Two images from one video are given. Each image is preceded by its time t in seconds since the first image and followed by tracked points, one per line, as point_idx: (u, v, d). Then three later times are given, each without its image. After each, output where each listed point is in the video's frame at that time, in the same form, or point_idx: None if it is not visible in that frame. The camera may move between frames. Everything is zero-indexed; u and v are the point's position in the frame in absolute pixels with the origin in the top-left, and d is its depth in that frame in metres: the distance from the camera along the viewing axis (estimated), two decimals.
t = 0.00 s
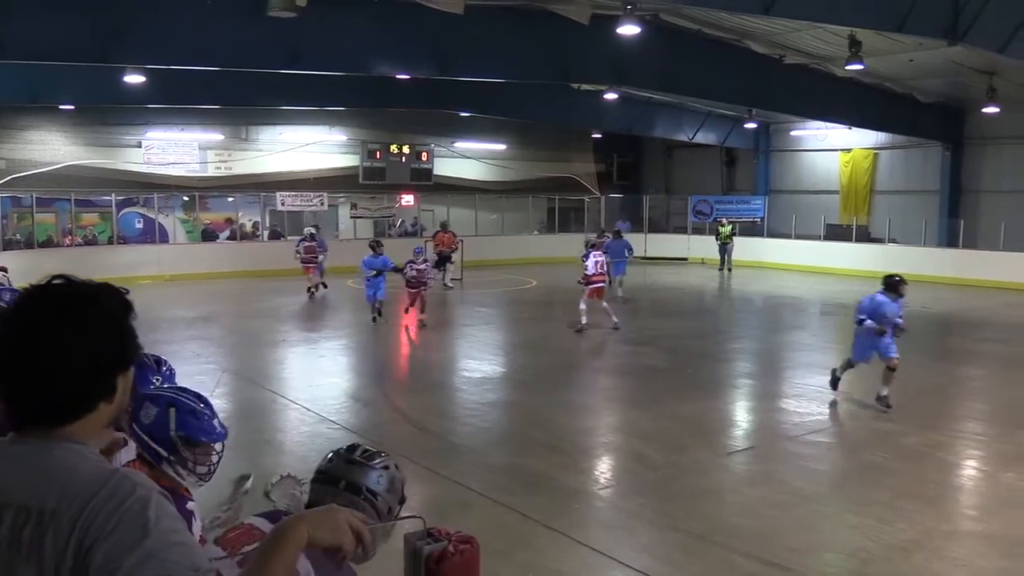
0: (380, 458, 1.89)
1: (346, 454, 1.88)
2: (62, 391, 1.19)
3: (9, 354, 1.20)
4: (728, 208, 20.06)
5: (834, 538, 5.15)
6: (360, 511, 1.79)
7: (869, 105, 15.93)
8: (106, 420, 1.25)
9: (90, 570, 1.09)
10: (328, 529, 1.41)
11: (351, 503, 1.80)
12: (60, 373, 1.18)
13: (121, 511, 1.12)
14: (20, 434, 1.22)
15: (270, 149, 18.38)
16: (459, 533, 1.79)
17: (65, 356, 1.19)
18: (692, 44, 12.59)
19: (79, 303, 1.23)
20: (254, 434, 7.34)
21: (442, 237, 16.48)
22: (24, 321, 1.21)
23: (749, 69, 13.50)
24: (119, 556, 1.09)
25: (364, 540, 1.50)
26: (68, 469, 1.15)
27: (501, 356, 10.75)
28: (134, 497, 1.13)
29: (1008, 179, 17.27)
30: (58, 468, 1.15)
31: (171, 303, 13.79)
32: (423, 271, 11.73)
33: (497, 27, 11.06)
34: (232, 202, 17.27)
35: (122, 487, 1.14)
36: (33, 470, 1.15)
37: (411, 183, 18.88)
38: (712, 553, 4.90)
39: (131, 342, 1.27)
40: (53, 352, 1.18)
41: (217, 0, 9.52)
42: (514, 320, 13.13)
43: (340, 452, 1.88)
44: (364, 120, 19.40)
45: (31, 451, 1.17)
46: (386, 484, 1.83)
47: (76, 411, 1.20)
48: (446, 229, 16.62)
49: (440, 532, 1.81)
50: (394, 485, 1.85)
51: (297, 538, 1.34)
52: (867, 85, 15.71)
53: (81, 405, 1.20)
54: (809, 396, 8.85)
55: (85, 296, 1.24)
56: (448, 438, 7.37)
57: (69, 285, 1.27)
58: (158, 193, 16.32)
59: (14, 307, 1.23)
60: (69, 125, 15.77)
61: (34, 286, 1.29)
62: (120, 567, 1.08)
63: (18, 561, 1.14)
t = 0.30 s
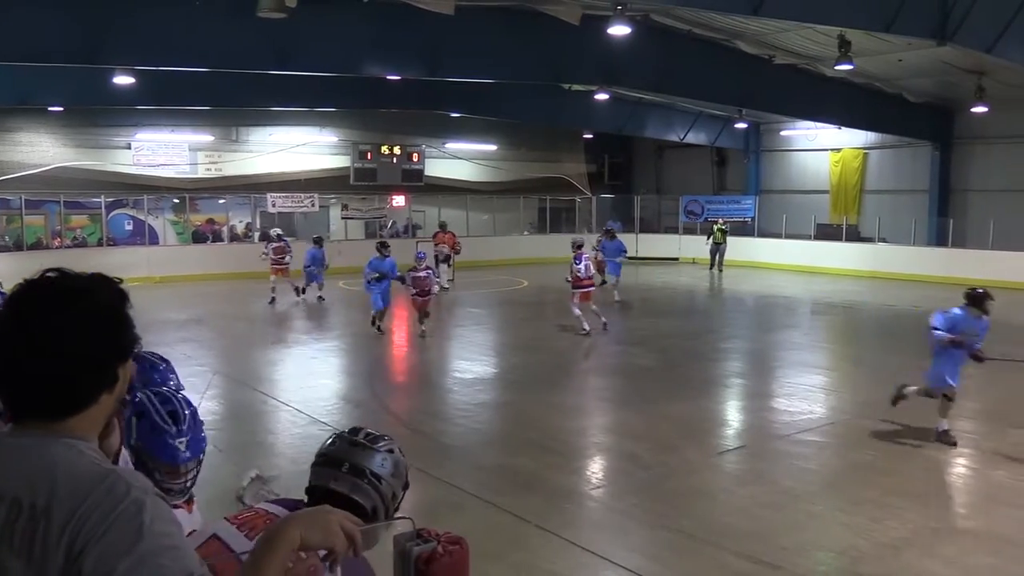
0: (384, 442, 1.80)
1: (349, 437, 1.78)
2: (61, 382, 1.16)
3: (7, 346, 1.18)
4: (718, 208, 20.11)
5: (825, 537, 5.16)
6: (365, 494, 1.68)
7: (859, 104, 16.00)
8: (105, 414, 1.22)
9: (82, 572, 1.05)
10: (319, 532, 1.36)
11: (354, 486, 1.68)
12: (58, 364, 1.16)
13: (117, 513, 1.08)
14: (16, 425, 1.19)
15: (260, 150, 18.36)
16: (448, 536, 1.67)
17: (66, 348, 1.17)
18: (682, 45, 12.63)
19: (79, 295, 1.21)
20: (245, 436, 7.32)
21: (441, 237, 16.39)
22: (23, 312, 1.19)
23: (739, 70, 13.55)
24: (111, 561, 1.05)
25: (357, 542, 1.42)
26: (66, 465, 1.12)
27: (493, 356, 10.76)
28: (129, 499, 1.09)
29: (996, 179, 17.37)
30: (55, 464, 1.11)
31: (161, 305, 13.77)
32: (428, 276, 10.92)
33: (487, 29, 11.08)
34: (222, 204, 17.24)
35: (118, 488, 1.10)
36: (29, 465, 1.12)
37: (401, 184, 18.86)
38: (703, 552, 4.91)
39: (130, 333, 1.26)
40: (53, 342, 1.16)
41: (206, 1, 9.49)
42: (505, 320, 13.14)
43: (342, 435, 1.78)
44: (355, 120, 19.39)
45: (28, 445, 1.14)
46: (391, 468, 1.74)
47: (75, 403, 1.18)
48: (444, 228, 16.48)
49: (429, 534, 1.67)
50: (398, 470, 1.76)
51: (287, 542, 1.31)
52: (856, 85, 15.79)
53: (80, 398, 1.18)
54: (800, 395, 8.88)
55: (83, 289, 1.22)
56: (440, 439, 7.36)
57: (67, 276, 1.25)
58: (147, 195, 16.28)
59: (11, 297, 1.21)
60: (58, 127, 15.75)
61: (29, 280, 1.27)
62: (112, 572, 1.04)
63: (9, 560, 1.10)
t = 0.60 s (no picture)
0: (377, 427, 1.76)
1: (340, 425, 1.74)
2: (61, 380, 1.15)
3: (7, 343, 1.16)
4: (713, 208, 20.14)
5: (818, 536, 5.17)
6: (362, 486, 1.67)
7: (852, 104, 16.02)
8: (102, 413, 1.21)
9: (77, 572, 1.03)
10: (312, 533, 1.34)
11: (351, 479, 1.67)
12: (58, 362, 1.14)
13: (114, 512, 1.06)
14: (14, 424, 1.17)
15: (254, 152, 18.38)
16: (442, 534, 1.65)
17: (66, 347, 1.15)
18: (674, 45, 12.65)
19: (80, 293, 1.19)
20: (239, 438, 7.31)
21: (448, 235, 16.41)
22: (25, 310, 1.17)
23: (732, 70, 13.56)
24: (108, 560, 1.03)
25: (350, 543, 1.41)
26: (62, 465, 1.10)
27: (486, 357, 10.76)
28: (127, 499, 1.07)
29: (990, 179, 17.40)
30: (52, 463, 1.10)
31: (153, 306, 13.75)
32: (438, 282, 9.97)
33: (480, 29, 11.07)
34: (216, 205, 17.36)
35: (114, 488, 1.08)
36: (26, 464, 1.10)
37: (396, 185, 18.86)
38: (696, 552, 4.92)
39: (129, 332, 1.24)
40: (54, 341, 1.15)
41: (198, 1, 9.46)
42: (499, 321, 13.15)
43: (334, 423, 1.74)
44: (350, 122, 19.39)
45: (26, 444, 1.12)
46: (386, 456, 1.72)
47: (74, 401, 1.16)
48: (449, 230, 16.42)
49: (423, 533, 1.67)
50: (393, 455, 1.74)
51: (279, 545, 1.30)
52: (849, 85, 15.80)
53: (79, 395, 1.16)
54: (793, 395, 8.89)
55: (85, 287, 1.20)
56: (434, 440, 7.35)
57: (69, 275, 1.23)
58: (141, 197, 16.30)
59: (11, 294, 1.19)
60: (50, 129, 15.76)
61: (30, 278, 1.25)
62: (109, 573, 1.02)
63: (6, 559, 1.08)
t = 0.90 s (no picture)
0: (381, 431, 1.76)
1: (345, 431, 1.74)
2: (57, 381, 1.14)
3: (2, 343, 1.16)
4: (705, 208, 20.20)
5: (811, 536, 5.18)
6: (367, 493, 1.70)
7: (844, 105, 16.07)
8: (95, 415, 1.20)
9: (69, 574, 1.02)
10: (302, 537, 1.34)
11: (356, 486, 1.70)
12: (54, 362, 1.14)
13: (107, 513, 1.06)
14: (7, 425, 1.17)
15: (247, 152, 18.34)
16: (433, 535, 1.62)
17: (62, 349, 1.15)
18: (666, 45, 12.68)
19: (77, 295, 1.19)
20: (231, 439, 7.29)
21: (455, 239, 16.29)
22: (20, 310, 1.17)
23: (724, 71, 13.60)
24: (101, 562, 1.02)
25: (342, 546, 1.41)
26: (56, 467, 1.09)
27: (480, 357, 10.76)
28: (119, 502, 1.07)
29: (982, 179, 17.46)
30: (45, 464, 1.09)
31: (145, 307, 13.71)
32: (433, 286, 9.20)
33: (473, 30, 11.07)
34: (208, 206, 17.41)
35: (107, 490, 1.08)
36: (19, 466, 1.09)
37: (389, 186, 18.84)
38: (689, 552, 4.93)
39: (124, 335, 1.24)
40: (50, 343, 1.15)
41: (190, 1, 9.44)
42: (492, 322, 13.14)
43: (338, 429, 1.74)
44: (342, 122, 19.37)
45: (20, 445, 1.12)
46: (391, 461, 1.74)
47: (69, 402, 1.16)
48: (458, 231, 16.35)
49: (414, 534, 1.64)
50: (398, 459, 1.76)
51: (268, 548, 1.29)
52: (841, 85, 15.85)
53: (74, 397, 1.16)
54: (786, 395, 8.90)
55: (81, 289, 1.20)
56: (427, 441, 7.34)
57: (65, 276, 1.22)
58: (133, 198, 16.25)
59: (7, 295, 1.19)
60: (41, 129, 15.71)
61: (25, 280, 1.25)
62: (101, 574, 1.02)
63: None
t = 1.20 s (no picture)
0: (364, 426, 1.76)
1: (328, 426, 1.74)
2: (55, 381, 1.14)
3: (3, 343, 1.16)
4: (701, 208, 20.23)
5: (807, 535, 5.19)
6: (354, 486, 1.69)
7: (840, 105, 16.08)
8: (96, 415, 1.20)
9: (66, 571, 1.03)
10: (297, 537, 1.33)
11: (343, 479, 1.69)
12: (54, 362, 1.14)
13: (104, 510, 1.06)
14: (7, 423, 1.16)
15: (243, 154, 18.38)
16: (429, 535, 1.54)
17: (62, 348, 1.15)
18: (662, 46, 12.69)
19: (78, 295, 1.19)
20: (226, 440, 7.29)
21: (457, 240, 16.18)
22: (22, 310, 1.16)
23: (720, 71, 13.60)
24: (96, 559, 1.02)
25: (336, 545, 1.40)
26: (55, 465, 1.09)
27: (476, 358, 10.76)
28: (116, 499, 1.07)
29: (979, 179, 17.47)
30: (44, 463, 1.09)
31: (141, 309, 13.71)
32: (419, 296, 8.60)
33: (467, 31, 11.07)
34: (204, 206, 17.26)
35: (105, 488, 1.08)
36: (19, 463, 1.09)
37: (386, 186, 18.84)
38: (686, 552, 4.93)
39: (125, 335, 1.24)
40: (50, 342, 1.14)
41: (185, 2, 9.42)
42: (488, 322, 13.14)
43: (321, 424, 1.74)
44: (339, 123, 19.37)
45: (20, 443, 1.12)
46: (376, 454, 1.73)
47: (69, 402, 1.15)
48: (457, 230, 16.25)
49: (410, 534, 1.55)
50: (382, 452, 1.76)
51: (263, 547, 1.28)
52: (836, 86, 15.87)
53: (74, 397, 1.15)
54: (782, 395, 8.90)
55: (82, 289, 1.20)
56: (423, 441, 7.34)
57: (66, 277, 1.23)
58: (129, 199, 16.23)
59: (8, 295, 1.19)
60: (37, 130, 15.71)
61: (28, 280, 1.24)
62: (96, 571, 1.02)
63: None
